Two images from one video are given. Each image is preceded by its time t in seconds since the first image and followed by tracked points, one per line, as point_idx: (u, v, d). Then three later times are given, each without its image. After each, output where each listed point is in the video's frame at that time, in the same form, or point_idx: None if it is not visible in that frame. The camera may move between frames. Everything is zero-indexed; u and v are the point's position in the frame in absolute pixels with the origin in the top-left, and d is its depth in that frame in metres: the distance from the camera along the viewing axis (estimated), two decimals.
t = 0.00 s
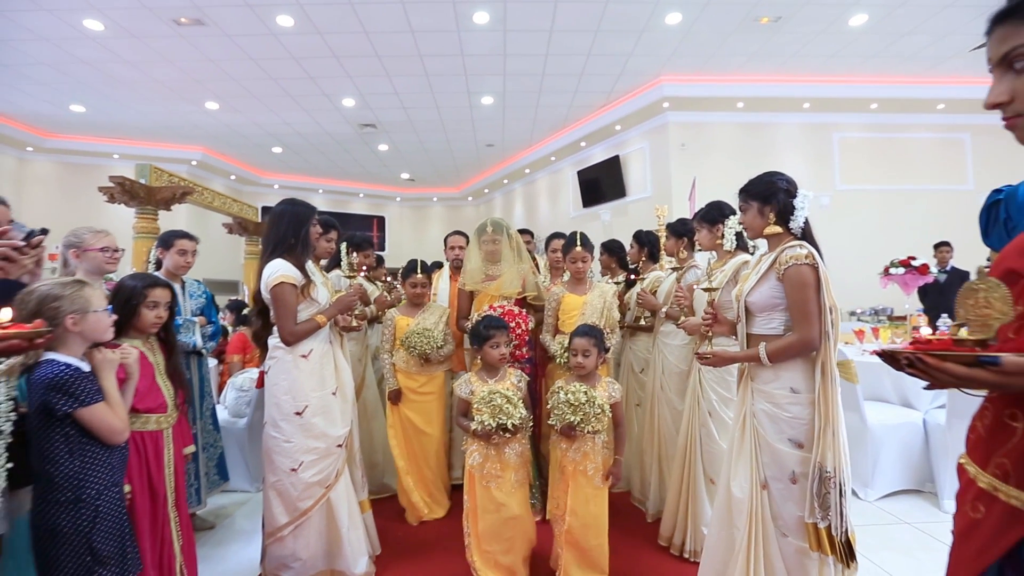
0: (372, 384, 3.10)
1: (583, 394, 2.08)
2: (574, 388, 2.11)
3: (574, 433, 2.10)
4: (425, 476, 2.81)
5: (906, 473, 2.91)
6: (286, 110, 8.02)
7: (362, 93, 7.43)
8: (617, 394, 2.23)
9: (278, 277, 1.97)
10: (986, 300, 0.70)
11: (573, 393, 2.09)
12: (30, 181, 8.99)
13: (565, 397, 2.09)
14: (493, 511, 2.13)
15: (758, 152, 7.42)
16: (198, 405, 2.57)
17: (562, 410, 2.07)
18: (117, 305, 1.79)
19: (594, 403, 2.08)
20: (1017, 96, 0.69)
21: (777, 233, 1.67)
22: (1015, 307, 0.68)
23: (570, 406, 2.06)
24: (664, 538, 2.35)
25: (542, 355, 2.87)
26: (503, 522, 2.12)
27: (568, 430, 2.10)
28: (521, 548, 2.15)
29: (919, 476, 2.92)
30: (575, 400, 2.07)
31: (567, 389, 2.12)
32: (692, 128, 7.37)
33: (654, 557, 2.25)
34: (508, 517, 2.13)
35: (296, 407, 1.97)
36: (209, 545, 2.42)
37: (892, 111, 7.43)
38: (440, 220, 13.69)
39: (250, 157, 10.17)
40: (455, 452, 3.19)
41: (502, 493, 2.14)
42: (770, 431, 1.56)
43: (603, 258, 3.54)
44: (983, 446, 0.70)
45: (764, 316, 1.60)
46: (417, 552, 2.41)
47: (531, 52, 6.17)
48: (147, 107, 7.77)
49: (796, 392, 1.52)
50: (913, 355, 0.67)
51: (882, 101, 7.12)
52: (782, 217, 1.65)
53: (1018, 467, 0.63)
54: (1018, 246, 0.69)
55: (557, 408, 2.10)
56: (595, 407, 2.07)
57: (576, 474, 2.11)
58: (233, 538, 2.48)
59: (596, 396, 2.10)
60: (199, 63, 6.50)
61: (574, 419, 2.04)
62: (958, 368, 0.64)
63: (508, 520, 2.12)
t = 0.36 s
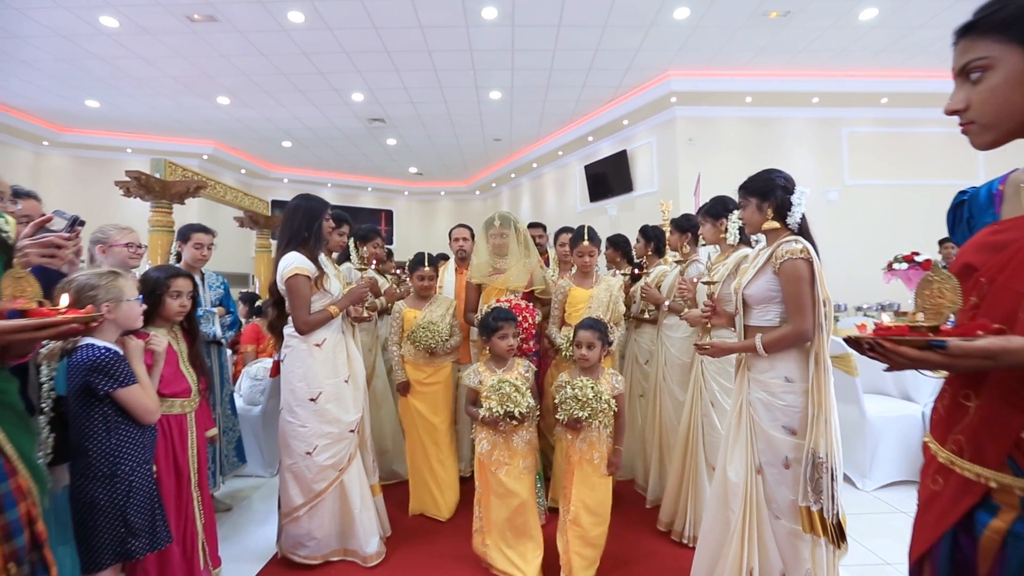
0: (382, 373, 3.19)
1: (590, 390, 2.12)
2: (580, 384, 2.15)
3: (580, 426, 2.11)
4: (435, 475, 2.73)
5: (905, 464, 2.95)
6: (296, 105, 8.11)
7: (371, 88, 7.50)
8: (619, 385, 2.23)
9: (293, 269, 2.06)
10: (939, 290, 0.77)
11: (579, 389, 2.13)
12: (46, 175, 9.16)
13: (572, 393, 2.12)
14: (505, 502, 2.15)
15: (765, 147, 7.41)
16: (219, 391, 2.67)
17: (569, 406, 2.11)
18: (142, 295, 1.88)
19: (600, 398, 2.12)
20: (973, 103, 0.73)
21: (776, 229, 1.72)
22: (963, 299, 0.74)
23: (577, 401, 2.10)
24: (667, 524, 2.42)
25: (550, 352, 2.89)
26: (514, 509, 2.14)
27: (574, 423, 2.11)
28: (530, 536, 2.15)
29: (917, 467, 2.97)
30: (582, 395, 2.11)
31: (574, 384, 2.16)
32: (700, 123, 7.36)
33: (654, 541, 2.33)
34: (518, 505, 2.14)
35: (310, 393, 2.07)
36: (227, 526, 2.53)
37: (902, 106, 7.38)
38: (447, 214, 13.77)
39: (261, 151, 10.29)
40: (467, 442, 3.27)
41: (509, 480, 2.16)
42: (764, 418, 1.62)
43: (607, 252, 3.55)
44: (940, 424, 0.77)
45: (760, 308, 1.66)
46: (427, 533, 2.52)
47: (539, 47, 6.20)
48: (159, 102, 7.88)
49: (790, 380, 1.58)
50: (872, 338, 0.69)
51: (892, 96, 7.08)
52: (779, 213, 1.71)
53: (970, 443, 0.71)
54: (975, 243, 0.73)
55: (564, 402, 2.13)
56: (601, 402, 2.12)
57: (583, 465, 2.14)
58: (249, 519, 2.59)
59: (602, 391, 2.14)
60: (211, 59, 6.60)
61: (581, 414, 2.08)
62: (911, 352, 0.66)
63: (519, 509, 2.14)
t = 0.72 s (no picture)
0: (389, 363, 3.27)
1: (591, 376, 2.12)
2: (581, 371, 2.14)
3: (580, 414, 2.11)
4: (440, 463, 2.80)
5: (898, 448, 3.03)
6: (299, 99, 8.16)
7: (373, 81, 7.54)
8: (616, 373, 2.26)
9: (302, 261, 2.14)
10: (898, 274, 0.88)
11: (581, 376, 2.12)
12: (53, 170, 9.25)
13: (574, 380, 2.11)
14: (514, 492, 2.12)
15: (767, 137, 7.42)
16: (236, 379, 2.77)
17: (572, 393, 2.09)
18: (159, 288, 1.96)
19: (601, 386, 2.13)
20: (930, 106, 0.82)
21: (767, 220, 1.79)
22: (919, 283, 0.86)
23: (580, 389, 2.09)
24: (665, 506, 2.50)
25: (553, 342, 2.94)
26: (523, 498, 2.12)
27: (576, 411, 2.10)
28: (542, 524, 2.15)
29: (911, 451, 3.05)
30: (585, 383, 2.10)
31: (575, 372, 2.15)
32: (702, 114, 7.37)
33: (652, 522, 2.42)
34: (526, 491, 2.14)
35: (321, 380, 2.15)
36: (243, 508, 2.63)
37: (905, 96, 7.38)
38: (450, 206, 13.84)
39: (264, 145, 10.34)
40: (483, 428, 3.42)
41: (521, 469, 2.16)
42: (755, 401, 1.70)
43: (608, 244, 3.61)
44: (902, 398, 0.88)
45: (752, 295, 1.73)
46: (435, 516, 2.62)
47: (540, 39, 6.22)
48: (164, 97, 7.94)
49: (780, 365, 1.66)
50: (836, 315, 0.80)
51: (894, 85, 7.07)
52: (771, 205, 1.77)
53: (924, 413, 0.82)
54: (933, 233, 0.84)
55: (567, 390, 2.11)
56: (603, 391, 2.12)
57: (585, 451, 2.14)
58: (263, 502, 2.70)
59: (601, 379, 2.15)
60: (215, 53, 6.65)
61: (585, 402, 2.06)
62: (869, 327, 0.77)
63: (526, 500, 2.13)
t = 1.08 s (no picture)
0: (392, 356, 3.33)
1: (588, 364, 2.15)
2: (579, 359, 2.17)
3: (576, 402, 2.15)
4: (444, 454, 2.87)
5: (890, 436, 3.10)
6: (300, 96, 8.20)
7: (373, 78, 7.58)
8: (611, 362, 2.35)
9: (309, 257, 2.21)
10: (870, 262, 0.97)
11: (578, 363, 2.15)
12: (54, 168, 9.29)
13: (571, 367, 2.14)
14: (516, 479, 2.17)
15: (766, 132, 7.46)
16: (247, 373, 2.84)
17: (568, 379, 2.12)
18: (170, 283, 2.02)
19: (598, 372, 2.15)
20: (902, 108, 0.88)
21: (759, 214, 1.85)
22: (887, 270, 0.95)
23: (576, 375, 2.12)
24: (663, 493, 2.58)
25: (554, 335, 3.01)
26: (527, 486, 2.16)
27: (572, 398, 2.14)
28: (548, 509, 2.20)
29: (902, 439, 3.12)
30: (581, 369, 2.13)
31: (573, 360, 2.18)
32: (701, 108, 7.41)
33: (650, 507, 2.51)
34: (529, 477, 2.17)
35: (328, 372, 2.23)
36: (253, 497, 2.72)
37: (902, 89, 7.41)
38: (450, 202, 13.89)
39: (265, 142, 10.38)
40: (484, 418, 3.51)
41: (529, 459, 2.18)
42: (746, 388, 1.77)
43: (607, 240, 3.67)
44: (875, 380, 0.96)
45: (743, 287, 1.80)
46: (438, 505, 2.70)
47: (540, 34, 6.25)
48: (165, 95, 7.98)
49: (770, 353, 1.73)
50: (810, 296, 0.87)
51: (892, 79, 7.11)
52: (762, 200, 1.83)
53: (894, 392, 0.89)
54: (903, 226, 0.91)
55: (564, 376, 2.14)
56: (598, 376, 2.14)
57: (580, 442, 2.18)
58: (272, 491, 2.78)
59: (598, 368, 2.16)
60: (215, 51, 6.69)
61: (581, 387, 2.09)
62: (840, 307, 0.84)
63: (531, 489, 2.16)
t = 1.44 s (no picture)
0: (394, 352, 3.40)
1: (583, 360, 2.20)
2: (574, 355, 2.22)
3: (570, 396, 2.21)
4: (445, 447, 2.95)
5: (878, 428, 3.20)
6: (299, 95, 8.25)
7: (371, 77, 7.63)
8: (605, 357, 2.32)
9: (315, 255, 2.28)
10: (839, 259, 1.06)
11: (573, 359, 2.20)
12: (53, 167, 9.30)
13: (566, 363, 2.19)
14: (514, 469, 2.23)
15: (761, 130, 7.54)
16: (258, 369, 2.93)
17: (563, 374, 2.17)
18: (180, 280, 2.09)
19: (592, 369, 2.19)
20: (869, 118, 0.96)
21: (746, 214, 1.93)
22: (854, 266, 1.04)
23: (571, 371, 2.16)
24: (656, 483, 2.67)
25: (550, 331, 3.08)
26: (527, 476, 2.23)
27: (565, 393, 2.20)
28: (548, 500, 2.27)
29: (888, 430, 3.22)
30: (575, 365, 2.18)
31: (569, 355, 2.23)
32: (697, 107, 7.48)
33: (644, 496, 2.61)
34: (527, 467, 2.23)
35: (334, 366, 2.31)
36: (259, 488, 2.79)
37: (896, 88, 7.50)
38: (449, 200, 13.97)
39: (264, 141, 10.42)
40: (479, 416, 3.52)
41: (531, 451, 2.24)
42: (734, 379, 1.85)
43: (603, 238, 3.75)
44: (847, 365, 1.04)
45: (732, 283, 1.90)
46: (439, 496, 2.78)
47: (537, 34, 6.32)
48: (165, 94, 8.01)
49: (756, 346, 1.82)
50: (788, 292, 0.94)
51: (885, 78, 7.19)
52: (749, 200, 1.91)
53: (863, 376, 0.96)
54: (872, 224, 1.00)
55: (558, 372, 2.19)
56: (593, 373, 2.19)
57: (570, 437, 2.24)
58: (279, 484, 2.86)
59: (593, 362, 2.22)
60: (214, 51, 6.73)
61: (576, 382, 2.14)
62: (814, 302, 0.91)
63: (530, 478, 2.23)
